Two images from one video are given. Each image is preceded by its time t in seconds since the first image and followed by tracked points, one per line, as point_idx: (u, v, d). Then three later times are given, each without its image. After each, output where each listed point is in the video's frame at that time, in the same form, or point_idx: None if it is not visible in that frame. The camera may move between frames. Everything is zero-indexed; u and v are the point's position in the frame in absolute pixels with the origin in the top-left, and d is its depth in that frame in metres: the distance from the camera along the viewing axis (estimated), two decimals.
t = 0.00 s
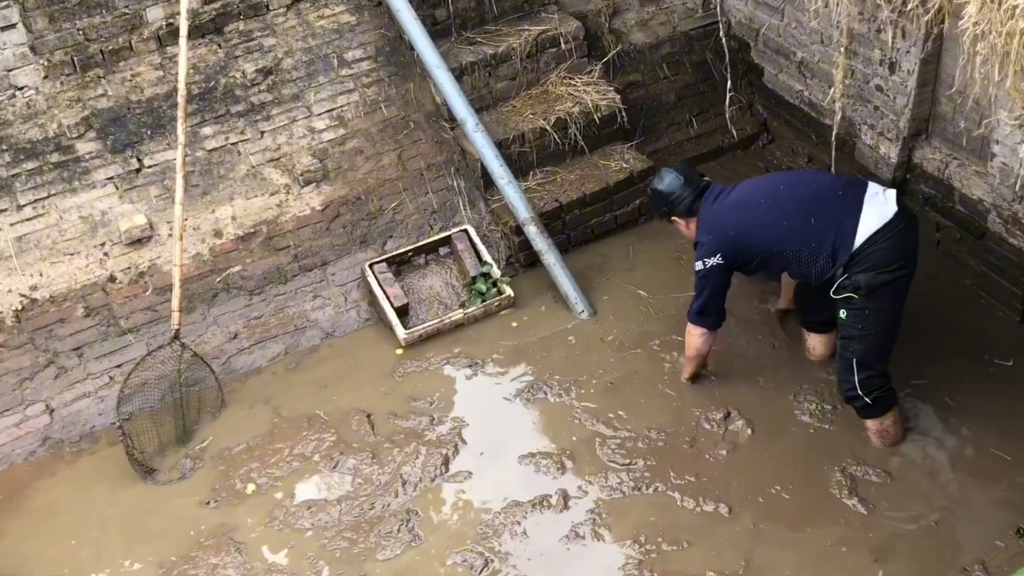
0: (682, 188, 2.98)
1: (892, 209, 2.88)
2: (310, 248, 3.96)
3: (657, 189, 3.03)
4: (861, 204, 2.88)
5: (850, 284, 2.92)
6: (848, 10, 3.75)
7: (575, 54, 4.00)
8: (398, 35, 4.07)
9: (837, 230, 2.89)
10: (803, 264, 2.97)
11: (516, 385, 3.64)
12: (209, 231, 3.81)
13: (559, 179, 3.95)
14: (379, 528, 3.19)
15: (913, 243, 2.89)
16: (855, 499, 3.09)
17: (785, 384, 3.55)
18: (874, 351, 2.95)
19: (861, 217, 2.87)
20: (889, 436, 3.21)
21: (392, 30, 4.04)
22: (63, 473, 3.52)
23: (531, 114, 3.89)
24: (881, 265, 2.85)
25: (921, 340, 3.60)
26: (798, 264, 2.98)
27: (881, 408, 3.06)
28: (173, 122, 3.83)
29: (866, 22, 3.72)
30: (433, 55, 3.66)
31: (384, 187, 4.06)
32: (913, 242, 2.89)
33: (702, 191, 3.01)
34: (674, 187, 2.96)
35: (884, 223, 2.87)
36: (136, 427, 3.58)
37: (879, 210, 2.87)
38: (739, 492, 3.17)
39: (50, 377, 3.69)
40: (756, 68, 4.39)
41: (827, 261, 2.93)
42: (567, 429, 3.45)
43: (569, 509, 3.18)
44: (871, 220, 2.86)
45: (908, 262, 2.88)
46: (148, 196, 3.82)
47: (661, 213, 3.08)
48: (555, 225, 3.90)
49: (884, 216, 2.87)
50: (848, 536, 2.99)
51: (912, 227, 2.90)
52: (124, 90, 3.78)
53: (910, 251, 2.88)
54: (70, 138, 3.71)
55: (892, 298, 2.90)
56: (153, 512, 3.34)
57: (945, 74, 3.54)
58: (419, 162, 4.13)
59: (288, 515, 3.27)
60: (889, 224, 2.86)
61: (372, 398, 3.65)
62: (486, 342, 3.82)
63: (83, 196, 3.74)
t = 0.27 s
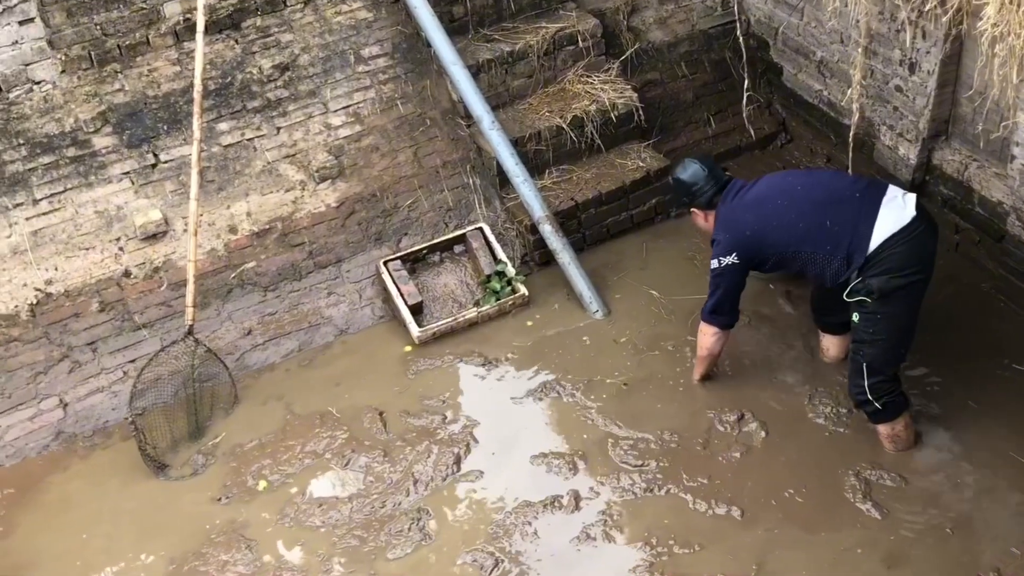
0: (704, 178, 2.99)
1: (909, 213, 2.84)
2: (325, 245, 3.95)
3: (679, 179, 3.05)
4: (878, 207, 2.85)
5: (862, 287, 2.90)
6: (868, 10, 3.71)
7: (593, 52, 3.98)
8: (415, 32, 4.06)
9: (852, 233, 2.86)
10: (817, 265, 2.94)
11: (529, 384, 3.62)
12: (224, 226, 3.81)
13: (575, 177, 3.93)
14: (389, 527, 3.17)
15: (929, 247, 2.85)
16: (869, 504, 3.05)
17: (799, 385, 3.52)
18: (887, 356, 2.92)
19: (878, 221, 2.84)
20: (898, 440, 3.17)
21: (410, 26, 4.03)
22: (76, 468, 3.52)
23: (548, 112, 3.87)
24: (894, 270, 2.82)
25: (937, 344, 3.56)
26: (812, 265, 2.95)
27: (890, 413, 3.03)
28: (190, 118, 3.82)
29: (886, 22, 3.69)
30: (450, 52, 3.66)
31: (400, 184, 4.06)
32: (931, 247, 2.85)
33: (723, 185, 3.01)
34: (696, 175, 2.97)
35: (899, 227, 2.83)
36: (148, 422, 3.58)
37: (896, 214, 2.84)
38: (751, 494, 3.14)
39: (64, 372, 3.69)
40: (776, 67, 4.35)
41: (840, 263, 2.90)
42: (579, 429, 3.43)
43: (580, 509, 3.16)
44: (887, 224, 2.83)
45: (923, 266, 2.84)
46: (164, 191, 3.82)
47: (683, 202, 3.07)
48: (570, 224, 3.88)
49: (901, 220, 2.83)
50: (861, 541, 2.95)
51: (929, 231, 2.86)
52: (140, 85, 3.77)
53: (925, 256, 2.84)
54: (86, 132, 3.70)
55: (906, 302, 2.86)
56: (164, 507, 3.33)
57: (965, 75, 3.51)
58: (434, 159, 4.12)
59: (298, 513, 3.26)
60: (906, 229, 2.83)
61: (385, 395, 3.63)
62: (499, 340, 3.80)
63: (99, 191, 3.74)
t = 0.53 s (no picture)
0: (725, 160, 2.95)
1: (924, 218, 2.81)
2: (337, 241, 3.95)
3: (699, 161, 3.00)
4: (894, 210, 2.82)
5: (873, 291, 2.89)
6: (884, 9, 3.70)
7: (607, 50, 3.97)
8: (429, 28, 4.06)
9: (866, 232, 2.84)
10: (829, 260, 2.93)
11: (540, 383, 3.61)
12: (236, 222, 3.82)
13: (588, 175, 3.92)
14: (398, 524, 3.17)
15: (942, 253, 2.82)
16: (879, 508, 3.03)
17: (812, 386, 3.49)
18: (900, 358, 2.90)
19: (892, 224, 2.81)
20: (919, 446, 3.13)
21: (424, 23, 4.04)
22: (87, 461, 3.52)
23: (561, 110, 3.87)
24: (905, 274, 2.80)
25: (949, 348, 3.53)
26: (824, 259, 2.95)
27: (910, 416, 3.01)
28: (203, 113, 3.83)
29: (903, 22, 3.68)
30: (464, 49, 3.66)
31: (412, 181, 4.04)
32: (944, 252, 2.82)
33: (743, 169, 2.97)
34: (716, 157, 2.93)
35: (912, 232, 2.80)
36: (159, 416, 3.58)
37: (910, 219, 2.81)
38: (761, 496, 3.12)
39: (76, 366, 3.69)
40: (791, 66, 4.33)
41: (851, 261, 2.89)
42: (589, 429, 3.42)
43: (589, 509, 3.14)
44: (900, 228, 2.80)
45: (935, 271, 2.82)
46: (177, 186, 3.82)
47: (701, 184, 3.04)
48: (582, 222, 3.87)
49: (915, 224, 2.80)
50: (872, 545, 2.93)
51: (943, 236, 2.83)
52: (154, 79, 3.78)
53: (937, 261, 2.82)
54: (99, 127, 3.72)
55: (919, 307, 2.84)
56: (174, 502, 3.33)
57: (982, 76, 3.48)
58: (447, 156, 4.12)
59: (307, 509, 3.25)
60: (918, 233, 2.80)
61: (395, 392, 3.63)
62: (510, 339, 3.79)
63: (112, 185, 3.75)
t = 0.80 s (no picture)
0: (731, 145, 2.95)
1: (928, 214, 2.79)
2: (349, 237, 3.96)
3: (704, 148, 3.01)
4: (898, 203, 2.80)
5: (872, 285, 2.86)
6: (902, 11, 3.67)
7: (623, 48, 3.95)
8: (444, 25, 4.04)
9: (868, 223, 2.82)
10: (832, 250, 2.92)
11: (550, 383, 3.59)
12: (249, 217, 3.83)
13: (602, 174, 3.90)
14: (406, 522, 3.15)
15: (943, 251, 2.79)
16: (890, 513, 3.00)
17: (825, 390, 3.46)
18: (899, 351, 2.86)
19: (894, 217, 2.79)
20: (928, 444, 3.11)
21: (439, 19, 4.02)
22: (97, 454, 3.52)
23: (575, 108, 3.85)
24: (903, 270, 2.78)
25: (964, 355, 3.49)
26: (828, 249, 2.94)
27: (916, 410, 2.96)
28: (217, 107, 3.82)
29: (920, 24, 3.65)
30: (479, 46, 3.65)
31: (425, 178, 4.05)
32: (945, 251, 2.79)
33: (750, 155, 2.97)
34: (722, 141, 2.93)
35: (913, 227, 2.78)
36: (169, 410, 3.58)
37: (913, 213, 2.78)
38: (770, 500, 3.09)
39: (87, 359, 3.69)
40: (808, 66, 4.29)
41: (852, 252, 2.88)
42: (599, 429, 3.40)
43: (598, 510, 3.12)
44: (901, 223, 2.78)
45: (934, 269, 2.79)
46: (190, 180, 3.82)
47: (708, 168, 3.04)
48: (595, 221, 3.85)
49: (918, 220, 2.78)
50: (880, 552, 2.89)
51: (946, 235, 2.80)
52: (169, 73, 3.77)
53: (939, 259, 2.79)
54: (113, 120, 3.72)
55: (920, 303, 2.80)
56: (183, 496, 3.33)
57: (1001, 79, 3.45)
58: (461, 154, 4.11)
59: (316, 506, 3.24)
60: (919, 230, 2.77)
61: (405, 390, 3.61)
62: (521, 337, 3.78)
63: (125, 178, 3.75)
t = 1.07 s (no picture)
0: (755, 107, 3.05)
1: (931, 204, 2.82)
2: (361, 233, 3.96)
3: (726, 110, 3.11)
4: (906, 187, 2.83)
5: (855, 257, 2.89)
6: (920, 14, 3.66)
7: (639, 48, 3.94)
8: (460, 22, 4.08)
9: (873, 199, 2.86)
10: (833, 224, 2.95)
11: (560, 383, 3.58)
12: (262, 211, 3.84)
13: (616, 174, 3.89)
14: (414, 521, 3.14)
15: (937, 246, 2.81)
16: (901, 520, 2.97)
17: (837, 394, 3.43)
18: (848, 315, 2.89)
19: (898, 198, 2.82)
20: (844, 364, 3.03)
21: (455, 16, 4.07)
22: (106, 447, 3.51)
23: (590, 107, 3.84)
24: (892, 251, 2.80)
25: (980, 358, 3.47)
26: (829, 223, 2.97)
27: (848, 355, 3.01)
28: (232, 101, 3.83)
29: (939, 27, 3.63)
30: (495, 43, 3.65)
31: (439, 175, 4.04)
32: (939, 246, 2.81)
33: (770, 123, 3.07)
34: (746, 101, 3.01)
35: (914, 212, 2.81)
36: (180, 404, 3.56)
37: (917, 198, 2.82)
38: (780, 504, 3.07)
39: (98, 351, 3.69)
40: (824, 68, 4.29)
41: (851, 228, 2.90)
42: (609, 430, 3.38)
43: (607, 511, 3.11)
44: (904, 205, 2.81)
45: (923, 260, 2.81)
46: (204, 174, 3.82)
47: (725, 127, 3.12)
48: (608, 220, 3.84)
49: (920, 207, 2.81)
50: (891, 559, 2.87)
51: (944, 233, 2.82)
52: (184, 67, 3.80)
53: (930, 251, 2.81)
54: (128, 112, 3.73)
55: (892, 283, 2.83)
56: (191, 490, 3.32)
57: (1020, 84, 3.42)
58: (475, 152, 4.11)
59: (324, 502, 3.23)
60: (918, 218, 2.80)
61: (415, 387, 3.60)
62: (532, 336, 3.77)
63: (139, 171, 3.75)
